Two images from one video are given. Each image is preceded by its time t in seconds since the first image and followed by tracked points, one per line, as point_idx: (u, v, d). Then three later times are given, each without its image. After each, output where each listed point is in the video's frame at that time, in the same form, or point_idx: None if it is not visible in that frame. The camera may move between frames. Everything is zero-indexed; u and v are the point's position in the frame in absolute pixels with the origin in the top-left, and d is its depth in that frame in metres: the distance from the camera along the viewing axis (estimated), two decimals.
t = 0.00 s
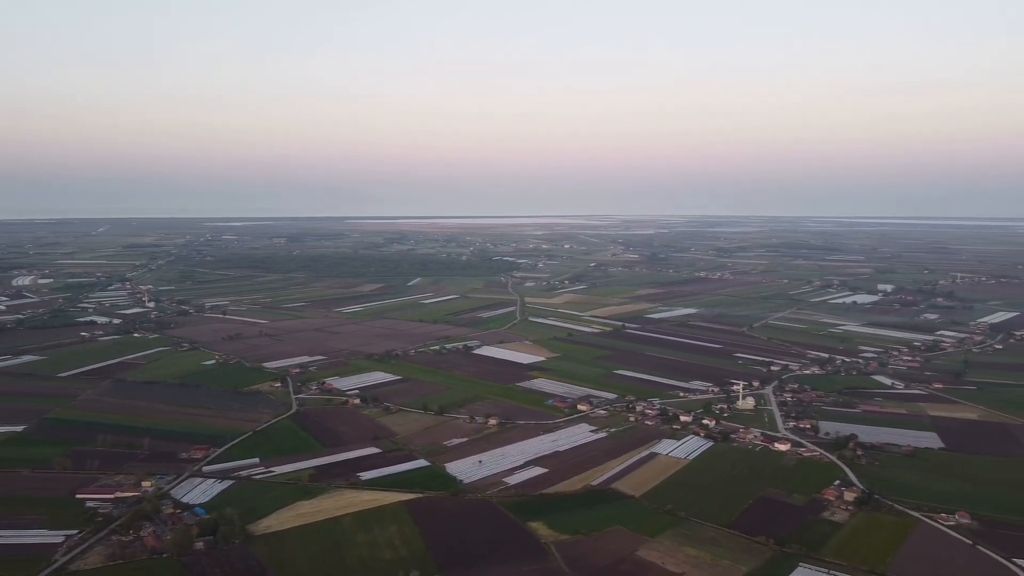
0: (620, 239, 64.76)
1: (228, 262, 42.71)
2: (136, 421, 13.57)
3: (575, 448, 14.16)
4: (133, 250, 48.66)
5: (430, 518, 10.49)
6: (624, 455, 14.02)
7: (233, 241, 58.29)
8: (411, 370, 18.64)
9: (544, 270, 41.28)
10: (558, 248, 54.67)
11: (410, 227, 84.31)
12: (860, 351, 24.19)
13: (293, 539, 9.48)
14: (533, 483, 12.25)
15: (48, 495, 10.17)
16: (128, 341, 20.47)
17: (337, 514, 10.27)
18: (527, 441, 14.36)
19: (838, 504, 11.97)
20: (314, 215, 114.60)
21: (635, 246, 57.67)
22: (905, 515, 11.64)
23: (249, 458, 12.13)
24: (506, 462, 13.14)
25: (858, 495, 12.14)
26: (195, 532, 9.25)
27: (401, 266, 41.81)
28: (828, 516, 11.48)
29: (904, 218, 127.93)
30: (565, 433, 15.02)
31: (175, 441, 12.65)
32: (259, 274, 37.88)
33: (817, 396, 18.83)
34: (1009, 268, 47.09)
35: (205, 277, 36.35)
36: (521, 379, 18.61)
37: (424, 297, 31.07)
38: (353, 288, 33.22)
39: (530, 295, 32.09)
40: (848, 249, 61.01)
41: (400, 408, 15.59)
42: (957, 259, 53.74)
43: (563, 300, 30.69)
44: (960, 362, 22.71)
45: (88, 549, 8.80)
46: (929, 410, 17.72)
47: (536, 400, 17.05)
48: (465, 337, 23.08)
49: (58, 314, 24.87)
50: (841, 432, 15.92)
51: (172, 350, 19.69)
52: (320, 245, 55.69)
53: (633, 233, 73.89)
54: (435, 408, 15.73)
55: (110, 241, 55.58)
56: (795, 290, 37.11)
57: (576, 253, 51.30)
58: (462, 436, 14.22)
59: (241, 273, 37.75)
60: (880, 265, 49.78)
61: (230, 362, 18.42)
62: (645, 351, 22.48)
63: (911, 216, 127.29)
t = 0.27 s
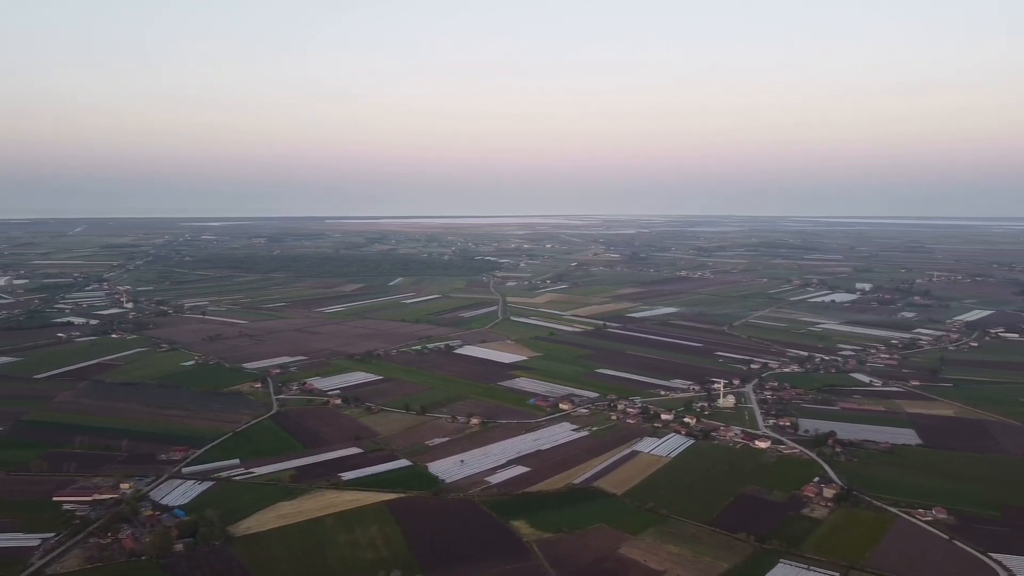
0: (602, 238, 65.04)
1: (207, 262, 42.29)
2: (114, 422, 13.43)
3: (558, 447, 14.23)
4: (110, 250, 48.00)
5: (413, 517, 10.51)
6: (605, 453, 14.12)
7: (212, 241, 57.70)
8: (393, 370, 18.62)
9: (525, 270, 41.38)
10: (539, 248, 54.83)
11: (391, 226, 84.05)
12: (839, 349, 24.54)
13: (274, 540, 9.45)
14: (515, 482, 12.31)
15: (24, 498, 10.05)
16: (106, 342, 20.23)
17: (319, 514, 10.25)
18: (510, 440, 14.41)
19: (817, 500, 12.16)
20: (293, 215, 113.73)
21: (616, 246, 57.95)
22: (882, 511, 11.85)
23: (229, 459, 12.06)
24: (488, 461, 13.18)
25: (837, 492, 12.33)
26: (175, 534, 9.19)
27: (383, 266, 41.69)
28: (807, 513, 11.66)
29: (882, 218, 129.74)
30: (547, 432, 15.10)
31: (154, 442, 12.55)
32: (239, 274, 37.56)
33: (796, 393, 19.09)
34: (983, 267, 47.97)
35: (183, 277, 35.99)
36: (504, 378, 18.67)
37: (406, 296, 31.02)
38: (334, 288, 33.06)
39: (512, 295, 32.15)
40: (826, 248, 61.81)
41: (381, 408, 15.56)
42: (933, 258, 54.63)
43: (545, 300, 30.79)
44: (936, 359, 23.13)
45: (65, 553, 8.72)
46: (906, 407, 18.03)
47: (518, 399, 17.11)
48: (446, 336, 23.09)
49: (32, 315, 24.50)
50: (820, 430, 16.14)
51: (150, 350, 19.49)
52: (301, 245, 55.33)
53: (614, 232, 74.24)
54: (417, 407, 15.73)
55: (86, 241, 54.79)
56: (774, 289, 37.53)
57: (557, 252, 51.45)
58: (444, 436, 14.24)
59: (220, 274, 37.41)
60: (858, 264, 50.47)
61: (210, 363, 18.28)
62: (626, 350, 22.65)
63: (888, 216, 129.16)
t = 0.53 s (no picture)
0: (586, 238, 65.27)
1: (188, 262, 41.90)
2: (94, 423, 13.30)
3: (542, 446, 14.29)
4: (89, 250, 47.39)
5: (398, 517, 10.52)
6: (589, 452, 14.20)
7: (193, 241, 57.14)
8: (377, 370, 18.59)
9: (510, 269, 41.44)
10: (523, 247, 54.91)
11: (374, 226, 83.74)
12: (820, 347, 24.83)
13: (257, 540, 9.43)
14: (500, 481, 12.35)
15: (3, 500, 9.95)
16: (86, 343, 20.01)
17: (303, 514, 10.24)
18: (494, 439, 14.46)
19: (799, 497, 12.32)
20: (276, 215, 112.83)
21: (600, 245, 58.15)
22: (864, 507, 12.03)
23: (211, 460, 12.00)
24: (473, 460, 13.21)
25: (819, 489, 12.50)
26: (156, 536, 9.15)
27: (366, 266, 41.54)
28: (790, 510, 11.81)
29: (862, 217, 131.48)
30: (532, 431, 15.16)
31: (135, 443, 12.46)
32: (221, 274, 37.24)
33: (779, 391, 19.31)
34: (962, 266, 48.74)
35: (164, 277, 35.65)
36: (488, 377, 18.70)
37: (390, 296, 30.95)
38: (317, 288, 32.90)
39: (497, 294, 32.18)
40: (808, 247, 62.45)
41: (365, 408, 15.54)
42: (913, 257, 55.40)
43: (529, 299, 30.86)
44: (916, 357, 23.47)
45: (45, 555, 8.65)
46: (887, 405, 18.30)
47: (503, 398, 17.15)
48: (431, 336, 23.07)
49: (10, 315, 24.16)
50: (802, 427, 16.34)
51: (131, 351, 19.30)
52: (284, 245, 54.97)
53: (598, 232, 74.50)
54: (401, 407, 15.73)
55: (65, 241, 54.05)
56: (757, 288, 37.87)
57: (541, 252, 51.55)
58: (429, 435, 14.25)
59: (202, 274, 37.08)
60: (839, 263, 51.06)
61: (192, 363, 18.14)
62: (610, 349, 22.77)
63: (869, 216, 130.76)
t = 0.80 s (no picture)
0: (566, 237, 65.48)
1: (164, 262, 41.36)
2: (68, 425, 13.13)
3: (522, 445, 14.36)
4: (62, 250, 46.59)
5: (378, 517, 10.51)
6: (569, 450, 14.30)
7: (169, 241, 56.39)
8: (357, 370, 18.54)
9: (490, 269, 41.45)
10: (503, 247, 54.94)
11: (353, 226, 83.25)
12: (797, 345, 25.18)
13: (236, 542, 9.39)
14: (480, 480, 12.40)
15: None
16: (60, 344, 19.71)
17: (282, 515, 10.21)
18: (474, 438, 14.49)
19: (777, 494, 12.51)
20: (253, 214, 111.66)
21: (580, 245, 58.37)
22: (840, 503, 12.26)
23: (188, 461, 11.91)
24: (453, 460, 13.24)
25: (796, 485, 12.70)
26: (132, 538, 9.07)
27: (345, 266, 41.31)
28: (768, 506, 12.00)
29: (840, 216, 133.11)
30: (512, 430, 15.22)
31: (110, 445, 12.32)
32: (197, 274, 36.81)
33: (756, 389, 19.57)
34: (935, 265, 49.65)
35: (139, 277, 35.16)
36: (468, 377, 18.73)
37: (369, 296, 30.82)
38: (296, 288, 32.66)
39: (477, 294, 32.19)
40: (785, 247, 63.20)
41: (344, 408, 15.50)
42: (887, 256, 56.32)
43: (509, 299, 30.92)
44: (891, 355, 23.89)
45: (18, 560, 8.55)
46: (862, 402, 18.63)
47: (483, 398, 17.19)
48: (410, 336, 23.03)
49: None
50: (779, 425, 16.58)
51: (106, 352, 19.05)
52: (262, 245, 54.45)
53: (578, 231, 74.76)
54: (381, 407, 15.70)
55: (37, 241, 53.06)
56: (735, 287, 38.28)
57: (521, 252, 51.61)
58: (409, 435, 14.25)
59: (178, 274, 36.63)
60: (815, 262, 51.77)
61: (168, 364, 17.95)
62: (590, 348, 22.91)
63: (847, 215, 132.47)
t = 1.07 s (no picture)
0: (551, 237, 65.61)
1: (144, 262, 40.92)
2: (47, 427, 12.99)
3: (507, 445, 14.40)
4: (39, 251, 45.94)
5: (362, 518, 10.51)
6: (554, 449, 14.36)
7: (149, 241, 55.79)
8: (340, 370, 18.49)
9: (474, 269, 41.44)
10: (487, 247, 54.95)
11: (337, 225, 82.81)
12: (779, 344, 25.45)
13: (218, 543, 9.36)
14: (464, 479, 12.42)
15: None
16: (38, 345, 19.46)
17: (265, 516, 10.17)
18: (458, 438, 14.52)
19: (760, 491, 12.66)
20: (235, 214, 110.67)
21: (563, 245, 58.51)
22: (823, 500, 12.43)
23: (170, 463, 11.82)
24: (437, 459, 13.25)
25: (779, 482, 12.87)
26: (113, 540, 9.02)
27: (328, 266, 41.10)
28: (751, 503, 12.14)
29: (822, 216, 134.42)
30: (496, 429, 15.26)
31: (90, 447, 12.21)
32: (178, 275, 36.46)
33: (738, 387, 19.76)
34: (915, 265, 50.30)
35: (119, 277, 34.76)
36: (453, 377, 18.74)
37: (352, 296, 30.70)
38: (279, 288, 32.46)
39: (461, 294, 32.17)
40: (767, 246, 63.76)
41: (328, 408, 15.46)
42: (868, 256, 57.00)
43: (493, 299, 30.95)
44: (872, 353, 24.21)
45: None
46: (844, 400, 18.88)
47: (467, 397, 17.22)
48: (394, 336, 22.99)
49: None
50: (762, 423, 16.76)
51: (86, 353, 18.85)
52: (244, 245, 54.03)
53: (562, 231, 74.91)
54: (364, 407, 15.68)
55: (13, 241, 52.27)
56: (718, 286, 38.58)
57: (505, 251, 51.64)
58: (392, 435, 14.24)
59: (158, 274, 36.26)
60: (797, 262, 52.30)
61: (149, 365, 17.79)
62: (573, 347, 23.01)
63: (830, 215, 133.74)
